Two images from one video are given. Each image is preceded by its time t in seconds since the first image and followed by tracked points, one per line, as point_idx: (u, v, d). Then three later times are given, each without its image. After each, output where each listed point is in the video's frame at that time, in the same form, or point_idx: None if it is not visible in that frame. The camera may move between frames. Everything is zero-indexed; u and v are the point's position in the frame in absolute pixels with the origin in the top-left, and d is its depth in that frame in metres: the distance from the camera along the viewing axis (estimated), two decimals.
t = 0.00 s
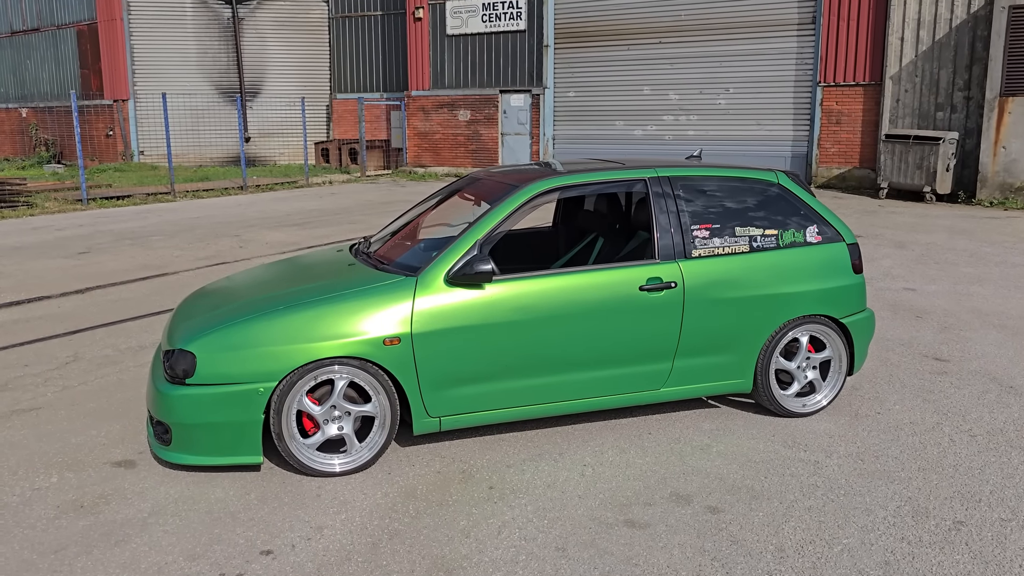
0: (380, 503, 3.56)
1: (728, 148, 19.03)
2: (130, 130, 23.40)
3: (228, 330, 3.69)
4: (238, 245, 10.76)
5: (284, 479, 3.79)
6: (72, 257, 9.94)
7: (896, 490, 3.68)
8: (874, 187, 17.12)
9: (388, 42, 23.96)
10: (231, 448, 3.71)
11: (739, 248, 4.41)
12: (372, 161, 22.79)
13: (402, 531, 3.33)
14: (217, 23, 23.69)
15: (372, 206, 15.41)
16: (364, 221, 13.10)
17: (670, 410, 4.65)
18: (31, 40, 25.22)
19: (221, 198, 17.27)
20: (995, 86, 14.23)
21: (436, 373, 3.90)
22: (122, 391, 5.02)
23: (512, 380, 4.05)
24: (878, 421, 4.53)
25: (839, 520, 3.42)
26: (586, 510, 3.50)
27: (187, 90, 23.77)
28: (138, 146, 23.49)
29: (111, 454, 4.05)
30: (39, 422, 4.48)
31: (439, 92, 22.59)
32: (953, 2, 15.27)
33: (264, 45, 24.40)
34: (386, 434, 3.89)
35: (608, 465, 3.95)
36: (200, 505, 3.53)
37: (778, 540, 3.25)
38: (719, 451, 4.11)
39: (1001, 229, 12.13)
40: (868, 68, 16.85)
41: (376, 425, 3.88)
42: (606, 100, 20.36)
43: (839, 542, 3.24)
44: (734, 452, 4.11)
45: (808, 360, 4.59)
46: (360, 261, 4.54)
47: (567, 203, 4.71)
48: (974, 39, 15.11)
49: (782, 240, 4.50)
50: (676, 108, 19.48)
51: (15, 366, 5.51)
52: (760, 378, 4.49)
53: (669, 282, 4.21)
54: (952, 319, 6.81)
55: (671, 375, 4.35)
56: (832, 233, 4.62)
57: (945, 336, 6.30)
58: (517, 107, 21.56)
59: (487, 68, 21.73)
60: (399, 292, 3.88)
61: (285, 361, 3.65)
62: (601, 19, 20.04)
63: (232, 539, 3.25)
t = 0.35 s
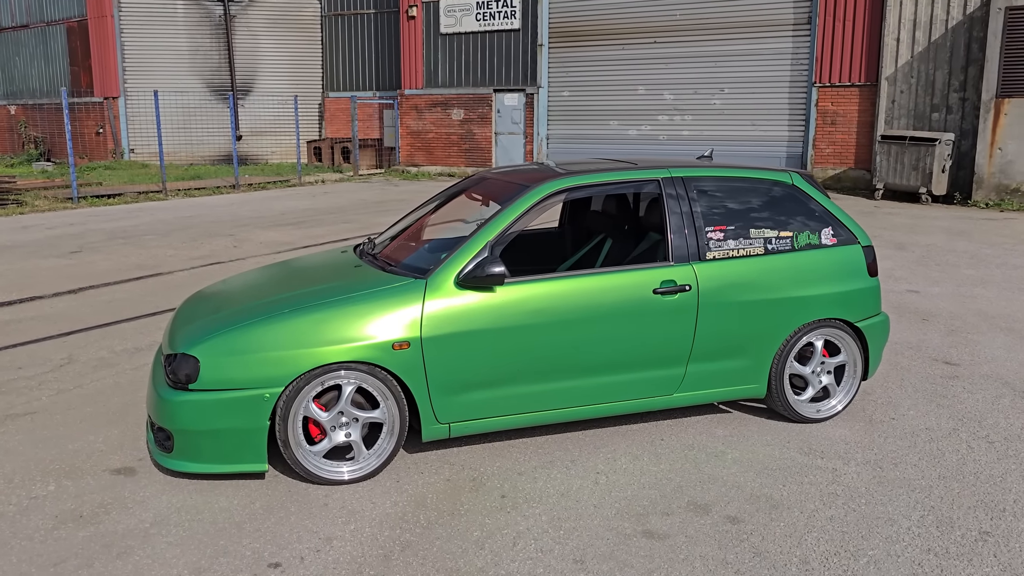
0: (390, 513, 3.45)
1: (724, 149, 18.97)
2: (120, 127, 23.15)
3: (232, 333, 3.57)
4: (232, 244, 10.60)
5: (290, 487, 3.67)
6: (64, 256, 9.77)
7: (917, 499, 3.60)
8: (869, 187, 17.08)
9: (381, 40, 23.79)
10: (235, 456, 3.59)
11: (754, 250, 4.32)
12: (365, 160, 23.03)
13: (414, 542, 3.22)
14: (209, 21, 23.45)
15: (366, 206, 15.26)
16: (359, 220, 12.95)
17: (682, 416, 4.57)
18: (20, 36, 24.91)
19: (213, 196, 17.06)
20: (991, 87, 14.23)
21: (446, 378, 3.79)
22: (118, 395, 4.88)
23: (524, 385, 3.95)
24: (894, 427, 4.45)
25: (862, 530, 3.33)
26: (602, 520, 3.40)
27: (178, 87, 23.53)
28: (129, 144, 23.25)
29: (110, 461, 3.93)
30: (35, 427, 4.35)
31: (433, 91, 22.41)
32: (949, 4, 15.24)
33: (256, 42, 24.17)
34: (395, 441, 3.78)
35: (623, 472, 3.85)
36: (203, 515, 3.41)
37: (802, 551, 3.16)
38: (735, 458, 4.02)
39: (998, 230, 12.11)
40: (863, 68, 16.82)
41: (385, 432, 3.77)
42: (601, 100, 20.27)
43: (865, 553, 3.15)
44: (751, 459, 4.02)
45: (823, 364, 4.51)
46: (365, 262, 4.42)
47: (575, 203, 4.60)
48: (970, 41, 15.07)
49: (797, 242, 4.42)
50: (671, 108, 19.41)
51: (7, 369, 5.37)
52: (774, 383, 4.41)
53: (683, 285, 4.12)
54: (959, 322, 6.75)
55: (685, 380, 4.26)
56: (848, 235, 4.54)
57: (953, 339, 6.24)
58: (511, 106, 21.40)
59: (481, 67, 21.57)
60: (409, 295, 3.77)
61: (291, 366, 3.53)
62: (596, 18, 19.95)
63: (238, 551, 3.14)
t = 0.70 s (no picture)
0: (394, 521, 3.37)
1: (722, 149, 18.91)
2: (115, 125, 22.99)
3: (232, 336, 3.48)
4: (228, 243, 10.49)
5: (291, 494, 3.59)
6: (58, 254, 9.66)
7: (933, 508, 3.53)
8: (867, 188, 16.99)
9: (379, 38, 23.66)
10: (235, 462, 3.50)
11: (765, 252, 4.25)
12: (361, 158, 22.71)
13: (420, 552, 3.14)
14: (205, 18, 23.32)
15: (362, 205, 15.16)
16: (357, 220, 12.85)
17: (689, 421, 4.49)
18: (14, 33, 24.75)
19: (209, 194, 16.93)
20: (990, 88, 14.18)
21: (451, 383, 3.70)
22: (114, 397, 4.78)
23: (531, 390, 3.87)
24: (904, 432, 4.38)
25: (878, 540, 3.26)
26: (612, 528, 3.33)
27: (173, 85, 23.39)
28: (123, 141, 23.11)
29: (106, 466, 3.83)
30: (29, 431, 4.25)
31: (430, 90, 22.30)
32: (948, 4, 15.15)
33: (252, 40, 24.03)
34: (399, 447, 3.70)
35: (632, 479, 3.77)
36: (202, 523, 3.32)
37: (817, 562, 3.08)
38: (744, 464, 3.95)
39: (999, 232, 12.04)
40: (863, 69, 16.76)
41: (388, 437, 3.68)
42: (599, 99, 20.20)
43: (882, 564, 3.08)
44: (761, 465, 3.94)
45: (833, 369, 4.44)
46: (368, 263, 4.33)
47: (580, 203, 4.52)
48: (969, 42, 14.98)
49: (807, 245, 4.34)
50: (670, 108, 19.35)
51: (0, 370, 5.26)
52: (784, 388, 4.34)
53: (693, 288, 4.05)
54: (964, 325, 6.69)
55: (693, 385, 4.18)
56: (858, 237, 4.47)
57: (960, 343, 6.17)
58: (509, 104, 21.32)
59: (478, 66, 21.48)
60: (413, 297, 3.68)
61: (293, 369, 3.44)
62: (595, 18, 19.88)
63: (239, 562, 3.05)
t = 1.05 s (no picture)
0: (396, 527, 3.32)
1: (725, 150, 18.85)
2: (117, 125, 22.95)
3: (232, 340, 3.43)
4: (230, 244, 10.46)
5: (292, 500, 3.54)
6: (59, 254, 9.63)
7: (942, 515, 3.48)
8: (871, 190, 16.89)
9: (381, 38, 23.61)
10: (234, 467, 3.45)
11: (771, 255, 4.20)
12: (363, 159, 22.79)
13: (422, 559, 3.09)
14: (207, 18, 23.29)
15: (364, 205, 15.12)
16: (359, 220, 12.82)
17: (694, 425, 4.44)
18: (16, 32, 24.72)
19: (210, 194, 16.89)
20: (994, 90, 14.10)
21: (454, 387, 3.66)
22: (113, 400, 4.74)
23: (535, 395, 3.82)
24: (912, 437, 4.33)
25: (887, 548, 3.21)
26: (616, 535, 3.28)
27: (175, 85, 23.35)
28: (125, 141, 23.09)
29: (104, 471, 3.79)
30: (27, 434, 4.21)
31: (433, 90, 22.26)
32: (953, 5, 15.02)
33: (255, 40, 23.98)
34: (400, 452, 3.65)
35: (636, 485, 3.73)
36: (201, 529, 3.28)
37: (825, 571, 3.04)
38: (750, 470, 3.90)
39: (1003, 234, 11.98)
40: (867, 70, 16.69)
41: (390, 442, 3.64)
42: (602, 100, 20.15)
43: (891, 572, 3.03)
44: (767, 471, 3.89)
45: (840, 373, 4.40)
46: (370, 265, 4.29)
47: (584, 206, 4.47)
48: (974, 43, 14.86)
49: (815, 248, 4.29)
50: (673, 109, 19.30)
51: None
52: (791, 392, 4.29)
53: (699, 291, 4.00)
54: (970, 328, 6.63)
55: (699, 390, 4.13)
56: (866, 240, 4.42)
57: (966, 346, 6.11)
58: (511, 105, 21.27)
59: (481, 66, 21.43)
60: (416, 300, 3.63)
61: (293, 374, 3.40)
62: (598, 18, 19.84)
63: (239, 569, 3.01)
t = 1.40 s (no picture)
0: (401, 530, 3.30)
1: (732, 150, 18.77)
2: (123, 123, 22.95)
3: (237, 341, 3.42)
4: (236, 243, 10.46)
5: (296, 501, 3.53)
6: (65, 253, 9.63)
7: (951, 519, 3.44)
8: (880, 191, 16.78)
9: (389, 37, 23.62)
10: (238, 469, 3.44)
11: (780, 257, 4.16)
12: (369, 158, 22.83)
13: (427, 562, 3.07)
14: (214, 16, 23.32)
15: (370, 204, 15.10)
16: (366, 220, 12.82)
17: (701, 428, 4.41)
18: (24, 30, 24.76)
19: (217, 193, 16.89)
20: (1005, 90, 14.02)
21: (460, 388, 3.64)
22: (118, 400, 4.73)
23: (541, 397, 3.80)
24: (921, 441, 4.29)
25: (896, 553, 3.17)
26: (623, 539, 3.25)
27: (182, 83, 23.35)
28: (132, 140, 23.06)
29: (109, 471, 3.78)
30: (32, 434, 4.20)
31: (439, 89, 22.24)
32: (964, 5, 14.95)
33: (262, 39, 23.99)
34: (405, 454, 3.63)
35: (642, 488, 3.70)
36: (206, 530, 3.27)
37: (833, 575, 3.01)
38: (758, 473, 3.87)
39: (1014, 236, 11.88)
40: (876, 69, 16.60)
41: (395, 444, 3.62)
42: (608, 99, 20.11)
43: None
44: (775, 475, 3.86)
45: (849, 376, 4.36)
46: (376, 266, 4.27)
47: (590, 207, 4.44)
48: (984, 43, 14.78)
49: (824, 249, 4.25)
50: (680, 108, 19.25)
51: (4, 372, 5.22)
52: (799, 395, 4.25)
53: (707, 293, 3.97)
54: (980, 331, 6.58)
55: (706, 392, 4.10)
56: (875, 242, 4.38)
57: (976, 349, 6.07)
58: (519, 104, 21.24)
59: (488, 65, 21.39)
60: (422, 301, 3.61)
61: (298, 375, 3.38)
62: (605, 17, 19.80)
63: (243, 570, 3.00)
